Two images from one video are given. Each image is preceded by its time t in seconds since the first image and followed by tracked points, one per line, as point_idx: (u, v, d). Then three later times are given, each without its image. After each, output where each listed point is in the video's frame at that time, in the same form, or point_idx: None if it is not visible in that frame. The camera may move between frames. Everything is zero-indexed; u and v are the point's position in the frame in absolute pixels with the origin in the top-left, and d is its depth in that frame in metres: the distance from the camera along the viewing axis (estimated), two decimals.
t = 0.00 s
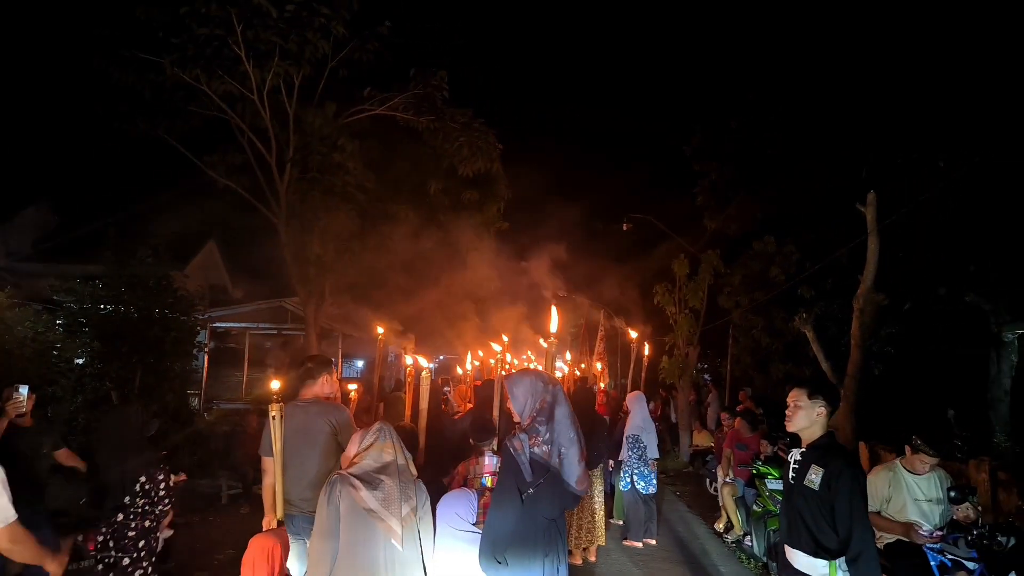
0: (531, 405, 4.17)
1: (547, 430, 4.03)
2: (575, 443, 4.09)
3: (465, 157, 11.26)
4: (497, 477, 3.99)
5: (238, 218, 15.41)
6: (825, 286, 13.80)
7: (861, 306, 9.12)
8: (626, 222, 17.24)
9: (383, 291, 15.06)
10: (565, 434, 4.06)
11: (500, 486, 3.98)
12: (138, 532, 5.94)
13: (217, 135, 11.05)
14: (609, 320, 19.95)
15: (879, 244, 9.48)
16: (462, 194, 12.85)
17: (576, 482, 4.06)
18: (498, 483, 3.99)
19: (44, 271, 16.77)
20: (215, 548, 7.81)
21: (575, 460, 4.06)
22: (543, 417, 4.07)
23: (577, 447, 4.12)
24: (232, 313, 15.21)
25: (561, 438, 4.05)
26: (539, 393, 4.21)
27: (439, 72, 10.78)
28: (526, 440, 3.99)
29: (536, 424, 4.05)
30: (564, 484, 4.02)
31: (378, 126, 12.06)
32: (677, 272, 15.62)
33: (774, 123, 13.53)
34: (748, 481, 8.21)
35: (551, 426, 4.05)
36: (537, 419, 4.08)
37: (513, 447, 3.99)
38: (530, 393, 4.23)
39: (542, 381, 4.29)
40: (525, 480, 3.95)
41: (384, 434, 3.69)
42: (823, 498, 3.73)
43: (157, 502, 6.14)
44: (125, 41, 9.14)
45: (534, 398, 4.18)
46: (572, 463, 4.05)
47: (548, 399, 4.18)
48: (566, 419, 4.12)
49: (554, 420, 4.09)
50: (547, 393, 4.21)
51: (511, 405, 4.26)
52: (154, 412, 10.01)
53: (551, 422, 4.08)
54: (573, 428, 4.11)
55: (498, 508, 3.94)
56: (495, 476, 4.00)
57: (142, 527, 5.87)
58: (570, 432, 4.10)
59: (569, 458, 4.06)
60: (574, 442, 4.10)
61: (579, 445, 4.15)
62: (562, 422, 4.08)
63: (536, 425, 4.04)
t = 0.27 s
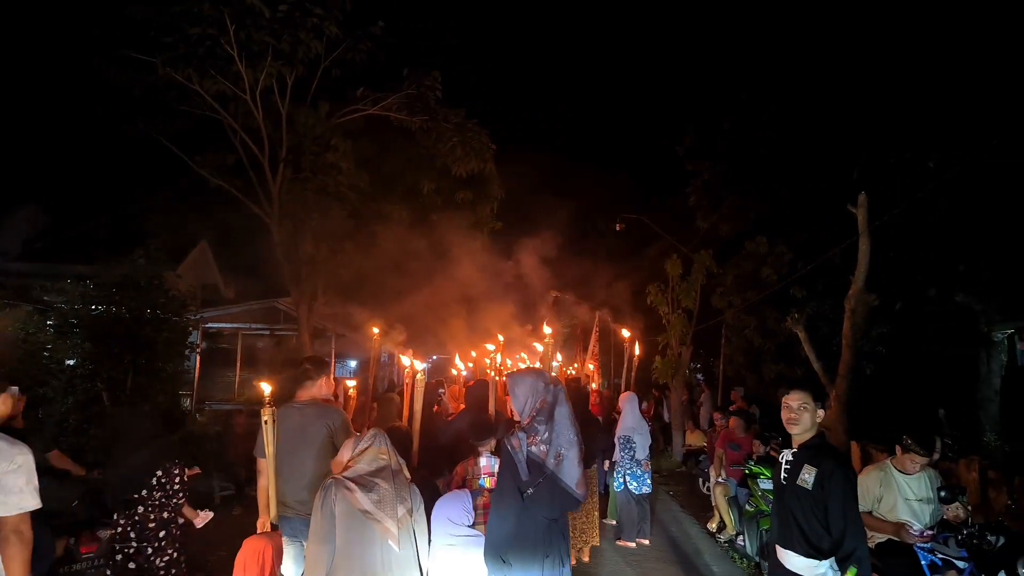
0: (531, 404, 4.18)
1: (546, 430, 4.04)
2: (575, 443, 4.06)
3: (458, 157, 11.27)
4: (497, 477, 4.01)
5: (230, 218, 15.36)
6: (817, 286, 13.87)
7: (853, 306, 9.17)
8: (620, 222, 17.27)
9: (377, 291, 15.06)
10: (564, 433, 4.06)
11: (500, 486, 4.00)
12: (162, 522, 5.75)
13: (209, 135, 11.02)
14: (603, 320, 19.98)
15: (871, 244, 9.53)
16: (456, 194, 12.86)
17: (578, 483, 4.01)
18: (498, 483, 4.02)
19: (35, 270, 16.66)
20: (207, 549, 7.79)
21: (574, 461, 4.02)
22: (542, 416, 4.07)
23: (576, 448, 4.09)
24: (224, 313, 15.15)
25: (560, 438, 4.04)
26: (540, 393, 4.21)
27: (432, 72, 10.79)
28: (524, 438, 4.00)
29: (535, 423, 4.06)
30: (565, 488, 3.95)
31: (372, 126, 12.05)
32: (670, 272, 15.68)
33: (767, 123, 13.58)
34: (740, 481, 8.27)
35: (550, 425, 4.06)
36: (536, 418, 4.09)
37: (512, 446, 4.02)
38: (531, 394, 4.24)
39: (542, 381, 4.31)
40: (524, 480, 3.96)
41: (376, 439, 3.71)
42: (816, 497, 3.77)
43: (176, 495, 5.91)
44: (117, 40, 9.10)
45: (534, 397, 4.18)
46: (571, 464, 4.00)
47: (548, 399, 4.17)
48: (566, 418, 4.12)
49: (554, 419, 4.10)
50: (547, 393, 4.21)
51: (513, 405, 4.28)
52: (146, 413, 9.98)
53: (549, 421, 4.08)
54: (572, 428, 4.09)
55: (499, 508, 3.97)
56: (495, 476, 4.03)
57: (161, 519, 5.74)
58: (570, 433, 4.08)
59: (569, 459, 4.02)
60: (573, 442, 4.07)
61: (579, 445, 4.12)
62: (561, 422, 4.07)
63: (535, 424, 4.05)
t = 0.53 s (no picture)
0: (532, 405, 4.18)
1: (546, 430, 4.05)
2: (575, 444, 4.09)
3: (453, 158, 11.25)
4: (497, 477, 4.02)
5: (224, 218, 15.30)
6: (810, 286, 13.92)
7: (846, 306, 9.21)
8: (614, 222, 17.28)
9: (371, 291, 15.04)
10: (564, 434, 4.07)
11: (499, 488, 4.00)
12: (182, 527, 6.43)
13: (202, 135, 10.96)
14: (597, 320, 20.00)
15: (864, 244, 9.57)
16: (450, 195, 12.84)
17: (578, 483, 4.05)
18: (499, 484, 4.03)
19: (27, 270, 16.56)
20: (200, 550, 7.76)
21: (573, 462, 4.05)
22: (542, 418, 4.09)
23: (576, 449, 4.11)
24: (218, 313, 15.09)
25: (559, 439, 4.05)
26: (541, 394, 4.21)
27: (426, 72, 10.78)
28: (525, 439, 4.02)
29: (535, 424, 4.08)
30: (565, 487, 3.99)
31: (366, 127, 12.01)
32: (665, 272, 15.69)
33: (761, 124, 13.61)
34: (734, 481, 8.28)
35: (550, 425, 4.07)
36: (536, 419, 4.10)
37: (512, 447, 4.03)
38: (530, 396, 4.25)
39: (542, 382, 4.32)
40: (525, 481, 3.97)
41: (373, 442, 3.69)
42: (810, 498, 3.77)
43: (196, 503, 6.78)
44: (109, 39, 9.04)
45: (535, 398, 4.20)
46: (571, 464, 4.03)
47: (549, 400, 4.18)
48: (565, 419, 4.13)
49: (553, 420, 4.11)
50: (546, 394, 4.21)
51: (513, 406, 4.29)
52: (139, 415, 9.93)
53: (549, 422, 4.09)
54: (572, 429, 4.11)
55: (499, 509, 3.97)
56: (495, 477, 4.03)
57: (189, 520, 6.61)
58: (570, 433, 4.10)
59: (568, 460, 4.04)
60: (572, 443, 4.09)
61: (579, 445, 4.13)
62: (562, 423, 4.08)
63: (535, 425, 4.06)
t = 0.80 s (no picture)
0: (528, 405, 4.16)
1: (543, 430, 4.03)
2: (572, 440, 4.07)
3: (451, 157, 11.23)
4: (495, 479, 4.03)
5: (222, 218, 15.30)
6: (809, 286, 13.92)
7: (844, 306, 9.20)
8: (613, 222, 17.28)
9: (370, 291, 15.03)
10: (560, 431, 4.05)
11: (498, 489, 4.01)
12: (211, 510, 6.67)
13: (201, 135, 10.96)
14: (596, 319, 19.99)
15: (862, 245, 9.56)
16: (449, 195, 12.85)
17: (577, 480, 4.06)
18: (496, 486, 4.04)
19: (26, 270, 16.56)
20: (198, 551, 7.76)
21: (571, 459, 4.04)
22: (538, 417, 4.07)
23: (574, 445, 4.10)
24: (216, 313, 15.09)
25: (556, 437, 4.04)
26: (537, 392, 4.18)
27: (424, 71, 10.78)
28: (521, 440, 4.01)
29: (532, 424, 4.07)
30: (564, 486, 4.00)
31: (364, 126, 12.02)
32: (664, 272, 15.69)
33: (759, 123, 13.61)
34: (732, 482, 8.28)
35: (546, 424, 4.05)
36: (533, 419, 4.08)
37: (510, 448, 4.03)
38: (525, 396, 4.21)
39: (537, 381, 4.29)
40: (522, 483, 3.98)
41: (367, 443, 3.67)
42: (806, 499, 3.78)
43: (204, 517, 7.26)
44: (106, 39, 9.03)
45: (531, 397, 4.17)
46: (569, 461, 4.02)
47: (545, 397, 4.15)
48: (562, 415, 4.10)
49: (550, 418, 4.08)
50: (541, 392, 4.17)
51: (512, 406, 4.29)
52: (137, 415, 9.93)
53: (546, 421, 4.07)
54: (569, 425, 4.09)
55: (497, 510, 3.98)
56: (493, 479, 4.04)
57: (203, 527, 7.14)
58: (567, 428, 4.09)
59: (567, 458, 4.03)
60: (570, 440, 4.07)
61: (577, 442, 4.11)
62: (559, 420, 4.06)
63: (532, 425, 4.05)
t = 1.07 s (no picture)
0: (519, 407, 4.19)
1: (533, 431, 4.05)
2: (563, 441, 4.08)
3: (450, 158, 11.24)
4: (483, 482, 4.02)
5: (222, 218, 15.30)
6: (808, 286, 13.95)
7: (842, 306, 9.21)
8: (611, 223, 17.28)
9: (368, 291, 15.04)
10: (551, 432, 4.05)
11: (485, 491, 3.99)
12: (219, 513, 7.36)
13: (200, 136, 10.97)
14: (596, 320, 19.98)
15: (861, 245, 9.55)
16: (448, 195, 12.85)
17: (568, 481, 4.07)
18: (486, 488, 4.02)
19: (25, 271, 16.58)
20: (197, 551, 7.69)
21: (562, 460, 4.04)
22: (528, 418, 4.09)
23: (564, 447, 4.09)
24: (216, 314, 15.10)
25: (546, 439, 4.05)
26: (527, 393, 4.19)
27: (423, 72, 10.79)
28: (511, 442, 4.02)
29: (522, 426, 4.08)
30: (554, 487, 4.01)
31: (363, 127, 12.02)
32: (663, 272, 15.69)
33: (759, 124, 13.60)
34: (730, 482, 8.27)
35: (536, 426, 4.07)
36: (523, 421, 4.10)
37: (501, 450, 4.04)
38: (517, 396, 4.25)
39: (528, 381, 4.30)
40: (512, 485, 3.98)
41: (363, 441, 3.65)
42: (804, 499, 3.79)
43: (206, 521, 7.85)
44: (105, 40, 9.02)
45: (521, 399, 4.19)
46: (560, 463, 4.02)
47: (535, 399, 4.16)
48: (553, 415, 4.10)
49: (539, 420, 4.09)
50: (531, 394, 4.19)
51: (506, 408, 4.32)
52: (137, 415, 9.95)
53: (536, 422, 4.09)
54: (561, 425, 4.09)
55: (483, 514, 3.95)
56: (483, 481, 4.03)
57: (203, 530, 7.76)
58: (559, 429, 4.09)
59: (557, 460, 4.03)
60: (559, 442, 4.07)
61: (569, 443, 4.12)
62: (549, 421, 4.07)
63: (523, 427, 4.07)
